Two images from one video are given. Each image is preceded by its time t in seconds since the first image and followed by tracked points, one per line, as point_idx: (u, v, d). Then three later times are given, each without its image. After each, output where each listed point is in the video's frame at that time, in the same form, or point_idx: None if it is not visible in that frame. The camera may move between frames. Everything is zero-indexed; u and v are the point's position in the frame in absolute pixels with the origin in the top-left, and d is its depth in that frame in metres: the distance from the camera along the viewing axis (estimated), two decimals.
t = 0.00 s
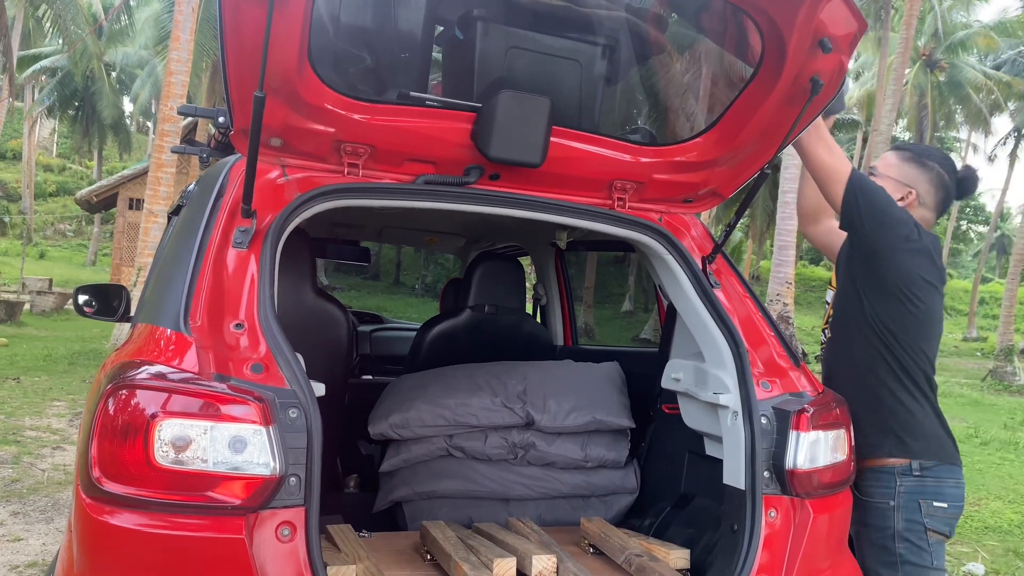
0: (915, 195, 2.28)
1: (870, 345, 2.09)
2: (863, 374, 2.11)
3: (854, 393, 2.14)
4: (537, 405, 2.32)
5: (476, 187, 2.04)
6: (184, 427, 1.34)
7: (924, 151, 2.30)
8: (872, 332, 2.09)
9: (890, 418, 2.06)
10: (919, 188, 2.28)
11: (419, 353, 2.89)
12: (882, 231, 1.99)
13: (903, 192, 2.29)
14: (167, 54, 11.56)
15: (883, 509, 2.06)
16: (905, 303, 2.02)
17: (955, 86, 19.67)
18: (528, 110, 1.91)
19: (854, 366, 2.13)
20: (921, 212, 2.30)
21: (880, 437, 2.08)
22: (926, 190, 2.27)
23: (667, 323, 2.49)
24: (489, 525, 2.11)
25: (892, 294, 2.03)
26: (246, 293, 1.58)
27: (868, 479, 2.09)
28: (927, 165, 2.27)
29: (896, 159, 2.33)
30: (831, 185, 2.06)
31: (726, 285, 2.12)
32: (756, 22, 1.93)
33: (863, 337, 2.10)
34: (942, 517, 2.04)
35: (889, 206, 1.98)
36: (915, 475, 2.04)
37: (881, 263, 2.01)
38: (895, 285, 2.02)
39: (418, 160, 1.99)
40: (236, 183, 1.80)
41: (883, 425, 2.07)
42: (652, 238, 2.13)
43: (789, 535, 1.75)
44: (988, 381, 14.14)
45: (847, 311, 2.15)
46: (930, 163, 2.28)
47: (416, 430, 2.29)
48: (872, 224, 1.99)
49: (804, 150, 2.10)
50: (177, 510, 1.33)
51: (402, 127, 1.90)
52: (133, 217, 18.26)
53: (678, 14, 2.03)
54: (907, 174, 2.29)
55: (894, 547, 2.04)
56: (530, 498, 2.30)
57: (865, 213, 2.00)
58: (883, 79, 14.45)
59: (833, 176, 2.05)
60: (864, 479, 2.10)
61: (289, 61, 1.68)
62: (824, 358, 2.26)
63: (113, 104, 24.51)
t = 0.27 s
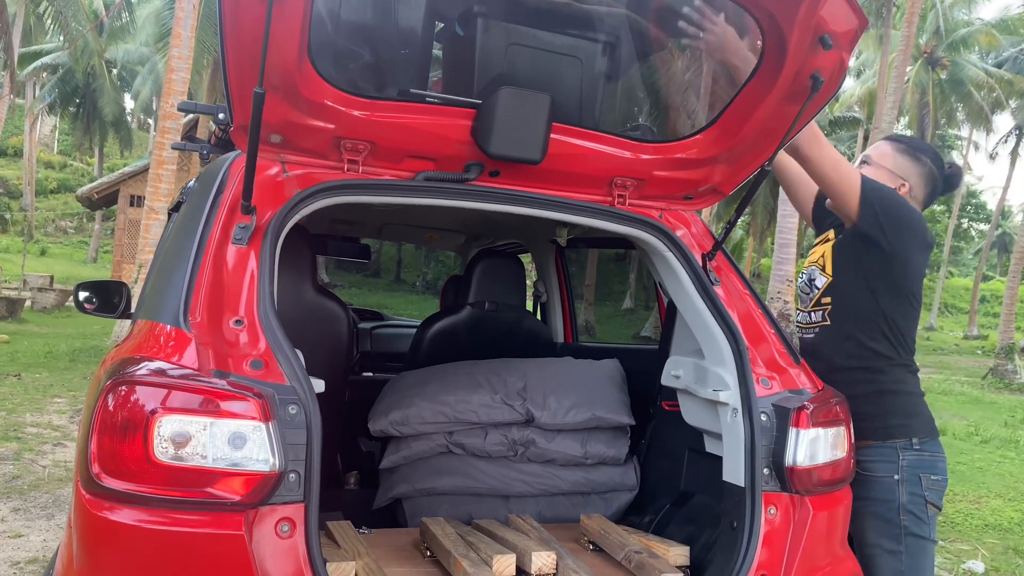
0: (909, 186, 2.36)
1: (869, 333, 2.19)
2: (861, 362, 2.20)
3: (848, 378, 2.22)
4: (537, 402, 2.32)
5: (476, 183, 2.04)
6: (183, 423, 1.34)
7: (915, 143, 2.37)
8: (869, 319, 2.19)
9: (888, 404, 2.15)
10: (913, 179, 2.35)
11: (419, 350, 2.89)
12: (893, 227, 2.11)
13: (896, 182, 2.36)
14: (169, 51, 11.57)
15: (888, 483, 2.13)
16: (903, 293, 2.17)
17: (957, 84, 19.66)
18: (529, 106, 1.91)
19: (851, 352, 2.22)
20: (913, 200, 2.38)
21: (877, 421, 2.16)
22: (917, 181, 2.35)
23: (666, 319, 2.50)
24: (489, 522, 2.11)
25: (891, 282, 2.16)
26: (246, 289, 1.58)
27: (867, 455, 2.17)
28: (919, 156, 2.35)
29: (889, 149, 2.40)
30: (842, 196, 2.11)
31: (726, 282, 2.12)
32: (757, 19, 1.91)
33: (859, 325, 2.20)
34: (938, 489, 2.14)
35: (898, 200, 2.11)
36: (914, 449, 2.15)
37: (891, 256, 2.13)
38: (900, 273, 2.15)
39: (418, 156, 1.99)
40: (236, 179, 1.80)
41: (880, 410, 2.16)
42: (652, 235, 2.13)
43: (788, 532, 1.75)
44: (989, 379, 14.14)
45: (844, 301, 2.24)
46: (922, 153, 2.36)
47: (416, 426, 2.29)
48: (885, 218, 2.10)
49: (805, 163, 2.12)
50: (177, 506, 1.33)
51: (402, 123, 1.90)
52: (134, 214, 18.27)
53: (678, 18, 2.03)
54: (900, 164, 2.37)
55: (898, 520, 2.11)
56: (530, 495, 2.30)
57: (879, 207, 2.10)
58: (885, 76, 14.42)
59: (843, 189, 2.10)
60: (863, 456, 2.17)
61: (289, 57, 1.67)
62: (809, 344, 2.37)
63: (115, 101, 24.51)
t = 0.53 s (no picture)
0: (915, 187, 2.31)
1: (892, 348, 2.21)
2: (882, 374, 2.21)
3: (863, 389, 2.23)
4: (537, 400, 2.33)
5: (477, 181, 2.04)
6: (184, 421, 1.34)
7: (918, 140, 2.32)
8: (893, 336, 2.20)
9: (907, 415, 2.19)
10: (919, 181, 2.30)
11: (419, 348, 2.91)
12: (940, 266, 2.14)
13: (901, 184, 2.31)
14: (169, 49, 11.58)
15: (911, 485, 2.17)
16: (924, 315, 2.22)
17: (958, 82, 19.65)
18: (529, 105, 1.91)
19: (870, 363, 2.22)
20: (918, 201, 2.34)
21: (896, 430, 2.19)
22: (923, 181, 2.30)
23: (666, 318, 2.50)
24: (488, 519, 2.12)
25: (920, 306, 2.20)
26: (246, 287, 1.58)
27: (890, 457, 2.19)
28: (923, 155, 2.29)
29: (894, 150, 2.34)
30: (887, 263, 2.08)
31: (726, 281, 2.12)
32: (757, 18, 1.91)
33: (882, 340, 2.20)
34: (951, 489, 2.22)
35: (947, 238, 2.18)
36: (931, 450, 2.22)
37: (930, 287, 2.17)
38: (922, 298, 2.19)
39: (418, 154, 1.99)
40: (236, 177, 1.80)
41: (902, 418, 2.20)
42: (652, 233, 2.13)
43: (788, 530, 1.75)
44: (989, 377, 14.14)
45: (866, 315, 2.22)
46: (924, 151, 2.31)
47: (416, 424, 2.30)
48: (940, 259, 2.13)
49: (849, 240, 2.07)
50: (177, 503, 1.33)
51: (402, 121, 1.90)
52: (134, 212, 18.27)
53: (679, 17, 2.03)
54: (905, 166, 2.32)
55: (919, 520, 2.16)
56: (529, 493, 2.30)
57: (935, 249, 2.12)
58: (886, 75, 14.40)
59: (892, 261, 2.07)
60: (885, 457, 2.19)
61: (290, 55, 1.67)
62: (813, 348, 2.36)
63: (115, 98, 24.51)
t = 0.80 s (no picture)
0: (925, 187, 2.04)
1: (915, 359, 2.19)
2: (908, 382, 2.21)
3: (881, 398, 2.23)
4: (537, 397, 2.33)
5: (476, 178, 2.03)
6: (182, 418, 1.34)
7: (903, 133, 2.06)
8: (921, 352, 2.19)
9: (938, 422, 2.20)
10: (924, 184, 2.04)
11: (419, 345, 2.90)
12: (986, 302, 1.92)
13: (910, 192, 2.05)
14: (168, 46, 11.55)
15: (941, 493, 2.18)
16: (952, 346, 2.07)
17: (958, 80, 19.61)
18: (528, 102, 1.90)
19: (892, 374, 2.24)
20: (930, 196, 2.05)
21: (928, 438, 2.20)
22: (931, 179, 2.03)
23: (666, 315, 2.50)
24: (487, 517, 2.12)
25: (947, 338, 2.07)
26: (244, 284, 1.58)
27: (918, 465, 2.20)
28: (923, 151, 2.03)
29: (886, 157, 2.06)
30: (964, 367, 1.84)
31: (726, 278, 2.12)
32: (757, 15, 1.91)
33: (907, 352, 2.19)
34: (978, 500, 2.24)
35: (980, 275, 1.93)
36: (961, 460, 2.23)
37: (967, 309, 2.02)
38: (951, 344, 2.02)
39: (417, 151, 1.99)
40: (235, 174, 1.80)
41: (932, 425, 2.21)
42: (652, 231, 2.13)
43: (787, 527, 1.75)
44: (989, 376, 14.14)
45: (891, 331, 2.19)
46: (923, 143, 2.04)
47: (416, 422, 2.29)
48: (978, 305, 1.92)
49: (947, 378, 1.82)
50: (175, 500, 1.33)
51: (401, 118, 1.90)
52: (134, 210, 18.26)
53: (679, 12, 2.03)
54: (910, 172, 2.03)
55: (947, 531, 2.17)
56: (529, 490, 2.30)
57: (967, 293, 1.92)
58: (886, 73, 14.38)
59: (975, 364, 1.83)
60: (913, 466, 2.20)
61: (289, 51, 1.67)
62: (836, 360, 2.38)
63: (115, 96, 24.49)
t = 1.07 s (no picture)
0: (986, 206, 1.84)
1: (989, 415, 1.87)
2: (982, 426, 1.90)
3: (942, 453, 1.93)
4: (535, 396, 2.33)
5: (475, 177, 2.03)
6: (181, 416, 1.34)
7: (949, 154, 1.84)
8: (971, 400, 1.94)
9: None
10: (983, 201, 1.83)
11: (418, 344, 2.90)
12: None
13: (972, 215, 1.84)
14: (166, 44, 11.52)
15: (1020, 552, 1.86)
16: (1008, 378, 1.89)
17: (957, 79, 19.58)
18: (527, 101, 1.90)
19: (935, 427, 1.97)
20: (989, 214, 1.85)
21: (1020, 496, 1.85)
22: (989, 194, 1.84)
23: (665, 314, 2.50)
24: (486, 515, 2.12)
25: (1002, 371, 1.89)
26: (243, 282, 1.58)
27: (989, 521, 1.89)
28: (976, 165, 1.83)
29: (929, 188, 1.84)
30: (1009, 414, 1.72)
31: (725, 277, 2.12)
32: (756, 13, 1.91)
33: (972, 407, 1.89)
34: None
35: None
36: None
37: None
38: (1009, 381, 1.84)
39: (416, 150, 1.99)
40: (234, 172, 1.79)
41: None
42: (651, 230, 2.13)
43: (785, 526, 1.75)
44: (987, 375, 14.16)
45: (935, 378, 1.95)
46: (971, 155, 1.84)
47: (415, 421, 2.30)
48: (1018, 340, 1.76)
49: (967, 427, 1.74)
50: (174, 498, 1.33)
51: (400, 117, 1.90)
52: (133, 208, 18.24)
53: (679, 11, 2.03)
54: (962, 196, 1.82)
55: None
56: (528, 488, 2.31)
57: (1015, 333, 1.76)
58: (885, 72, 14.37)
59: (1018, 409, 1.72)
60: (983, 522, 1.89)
61: (288, 50, 1.67)
62: (890, 419, 2.08)
63: (114, 94, 24.45)
